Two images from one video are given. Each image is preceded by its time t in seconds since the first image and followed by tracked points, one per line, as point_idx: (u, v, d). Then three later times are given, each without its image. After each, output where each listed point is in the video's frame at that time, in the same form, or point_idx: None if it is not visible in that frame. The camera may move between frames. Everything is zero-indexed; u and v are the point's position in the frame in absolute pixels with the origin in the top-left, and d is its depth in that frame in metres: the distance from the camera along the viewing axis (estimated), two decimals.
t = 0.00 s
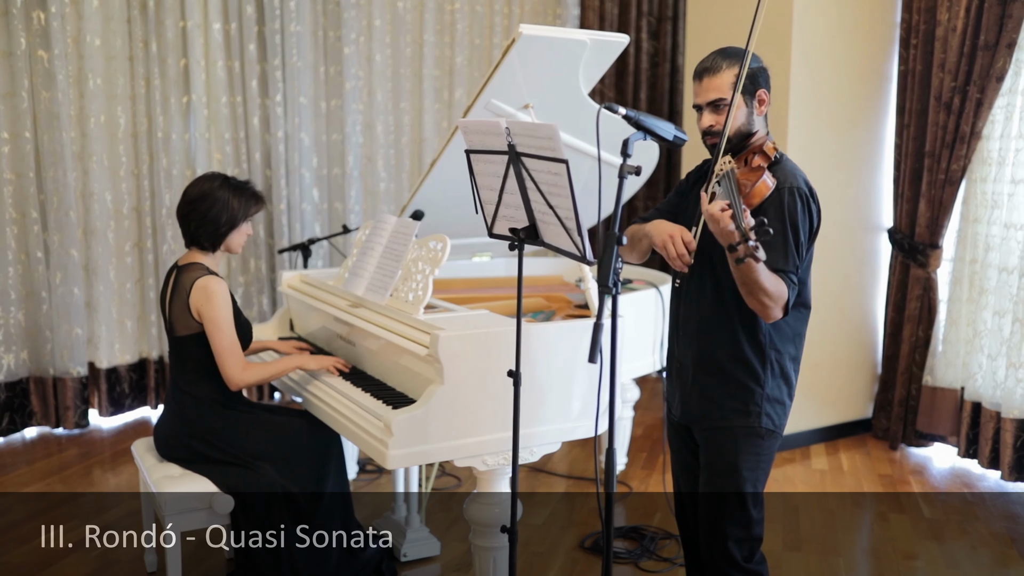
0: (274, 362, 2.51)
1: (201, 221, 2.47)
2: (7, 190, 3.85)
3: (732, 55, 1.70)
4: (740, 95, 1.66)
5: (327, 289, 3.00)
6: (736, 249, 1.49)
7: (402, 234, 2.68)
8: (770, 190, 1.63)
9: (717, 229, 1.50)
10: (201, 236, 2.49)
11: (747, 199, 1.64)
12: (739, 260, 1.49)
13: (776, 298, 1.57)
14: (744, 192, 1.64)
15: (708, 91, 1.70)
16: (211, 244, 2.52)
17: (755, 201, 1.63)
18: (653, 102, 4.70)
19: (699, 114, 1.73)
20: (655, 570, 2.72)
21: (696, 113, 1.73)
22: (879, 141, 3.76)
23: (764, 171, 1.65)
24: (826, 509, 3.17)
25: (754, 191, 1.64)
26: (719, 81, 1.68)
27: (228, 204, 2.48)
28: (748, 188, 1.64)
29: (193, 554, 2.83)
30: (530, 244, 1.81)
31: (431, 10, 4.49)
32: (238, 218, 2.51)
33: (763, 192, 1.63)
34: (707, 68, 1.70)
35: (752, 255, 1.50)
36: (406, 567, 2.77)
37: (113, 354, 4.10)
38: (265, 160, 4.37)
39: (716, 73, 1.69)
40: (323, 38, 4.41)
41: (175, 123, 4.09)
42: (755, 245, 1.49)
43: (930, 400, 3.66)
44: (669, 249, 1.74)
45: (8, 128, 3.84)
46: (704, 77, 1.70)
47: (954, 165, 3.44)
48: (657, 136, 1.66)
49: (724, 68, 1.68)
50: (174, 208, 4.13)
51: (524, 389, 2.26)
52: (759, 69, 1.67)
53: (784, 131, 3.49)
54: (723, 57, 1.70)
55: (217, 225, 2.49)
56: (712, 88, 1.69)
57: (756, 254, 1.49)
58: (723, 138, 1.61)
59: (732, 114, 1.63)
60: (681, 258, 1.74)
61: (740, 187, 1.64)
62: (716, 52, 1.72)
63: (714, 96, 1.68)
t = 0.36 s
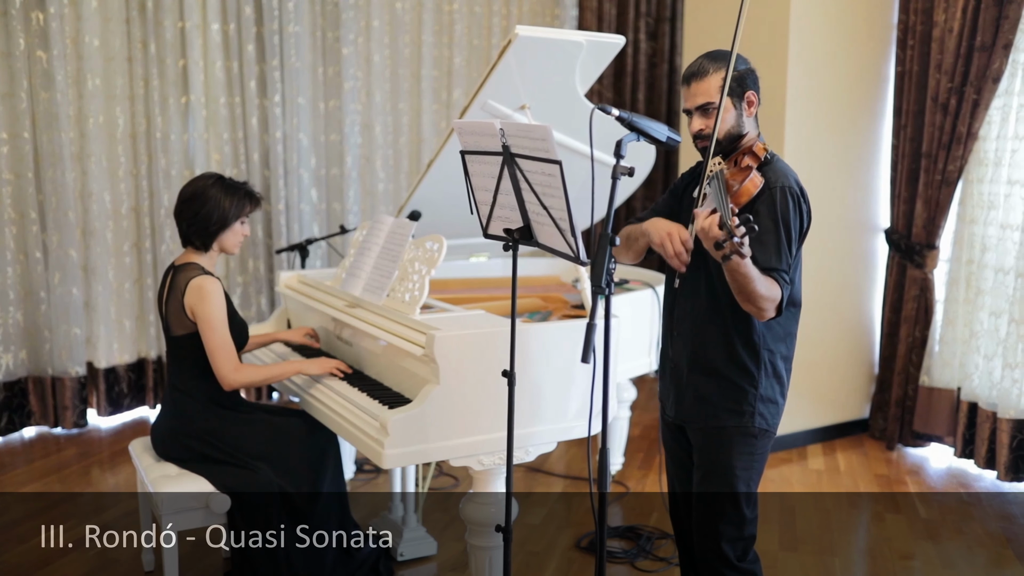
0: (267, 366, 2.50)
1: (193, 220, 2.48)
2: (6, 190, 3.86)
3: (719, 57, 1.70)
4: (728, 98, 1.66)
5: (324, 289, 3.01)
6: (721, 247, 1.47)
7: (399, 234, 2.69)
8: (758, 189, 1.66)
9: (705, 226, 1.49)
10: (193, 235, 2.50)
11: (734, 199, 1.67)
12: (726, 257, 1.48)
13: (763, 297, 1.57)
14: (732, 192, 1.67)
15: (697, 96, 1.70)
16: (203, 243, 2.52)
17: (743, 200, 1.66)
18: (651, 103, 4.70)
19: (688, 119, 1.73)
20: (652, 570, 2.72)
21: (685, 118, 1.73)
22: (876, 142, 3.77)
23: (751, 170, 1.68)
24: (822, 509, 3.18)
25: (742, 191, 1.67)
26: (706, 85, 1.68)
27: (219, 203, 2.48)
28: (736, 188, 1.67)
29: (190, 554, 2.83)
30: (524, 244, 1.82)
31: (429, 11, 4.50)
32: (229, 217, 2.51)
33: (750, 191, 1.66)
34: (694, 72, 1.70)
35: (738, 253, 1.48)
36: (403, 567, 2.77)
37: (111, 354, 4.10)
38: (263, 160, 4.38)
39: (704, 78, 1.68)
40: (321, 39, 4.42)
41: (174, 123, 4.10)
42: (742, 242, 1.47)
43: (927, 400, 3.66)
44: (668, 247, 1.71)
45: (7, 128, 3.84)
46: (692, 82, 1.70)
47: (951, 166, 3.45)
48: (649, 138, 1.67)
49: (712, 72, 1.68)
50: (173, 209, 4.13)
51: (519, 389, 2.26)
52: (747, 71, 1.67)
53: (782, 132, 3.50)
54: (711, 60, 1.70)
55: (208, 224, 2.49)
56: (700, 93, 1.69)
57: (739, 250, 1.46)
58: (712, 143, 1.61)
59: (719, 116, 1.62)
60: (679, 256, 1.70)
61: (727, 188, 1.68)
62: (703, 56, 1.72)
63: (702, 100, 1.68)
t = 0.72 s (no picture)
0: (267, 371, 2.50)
1: (192, 224, 2.47)
2: (3, 194, 3.86)
3: (721, 60, 1.69)
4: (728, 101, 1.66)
5: (321, 294, 3.01)
6: (715, 247, 1.48)
7: (397, 238, 2.69)
8: (755, 190, 1.65)
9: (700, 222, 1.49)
10: (193, 240, 2.50)
11: (731, 200, 1.66)
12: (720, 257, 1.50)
13: (757, 297, 1.56)
14: (728, 193, 1.66)
15: (696, 97, 1.69)
16: (203, 247, 2.51)
17: (740, 200, 1.65)
18: (649, 107, 4.70)
19: (688, 120, 1.72)
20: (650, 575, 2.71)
21: (685, 119, 1.72)
22: (874, 146, 3.77)
23: (749, 171, 1.67)
24: (820, 514, 3.17)
25: (738, 193, 1.65)
26: (707, 87, 1.67)
27: (216, 206, 2.48)
28: (733, 189, 1.66)
29: (187, 559, 2.82)
30: (522, 249, 1.81)
31: (427, 15, 4.49)
32: (228, 220, 2.50)
33: (747, 192, 1.65)
34: (696, 74, 1.70)
35: (732, 253, 1.49)
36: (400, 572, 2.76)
37: (108, 359, 4.09)
38: (261, 164, 4.37)
39: (704, 80, 1.68)
40: (319, 43, 4.42)
41: (171, 127, 4.10)
42: (736, 242, 1.48)
43: (925, 404, 3.66)
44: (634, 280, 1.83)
45: (4, 132, 3.84)
46: (692, 83, 1.70)
47: (948, 170, 3.45)
48: (648, 142, 1.66)
49: (712, 74, 1.68)
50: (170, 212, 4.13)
51: (515, 393, 2.26)
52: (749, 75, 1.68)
53: (780, 136, 3.50)
54: (712, 62, 1.70)
55: (208, 229, 2.48)
56: (700, 94, 1.68)
57: (734, 250, 1.48)
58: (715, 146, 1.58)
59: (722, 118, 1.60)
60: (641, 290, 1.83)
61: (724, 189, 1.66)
62: (705, 58, 1.71)
63: (702, 102, 1.68)
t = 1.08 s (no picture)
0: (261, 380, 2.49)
1: (181, 238, 2.45)
2: None
3: (709, 71, 1.67)
4: (719, 114, 1.66)
5: (316, 305, 2.98)
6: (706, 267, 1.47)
7: (391, 249, 2.67)
8: (748, 206, 1.63)
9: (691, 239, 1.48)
10: (183, 253, 2.48)
11: (725, 216, 1.63)
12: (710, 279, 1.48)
13: (748, 313, 1.55)
14: (722, 209, 1.64)
15: (686, 110, 1.68)
16: (194, 261, 2.49)
17: (733, 217, 1.63)
18: (645, 116, 4.69)
19: (680, 133, 1.71)
20: None
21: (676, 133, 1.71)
22: (870, 155, 3.77)
23: (742, 186, 1.64)
24: (818, 526, 3.15)
25: (732, 209, 1.63)
26: (697, 101, 1.66)
27: (206, 218, 2.45)
28: (726, 205, 1.64)
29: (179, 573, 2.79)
30: (519, 260, 1.79)
31: (422, 25, 4.48)
32: (219, 232, 2.47)
33: (740, 208, 1.63)
34: (685, 87, 1.68)
35: (723, 274, 1.48)
36: None
37: (101, 370, 4.06)
38: (255, 174, 4.35)
39: (693, 93, 1.66)
40: (314, 52, 4.40)
41: (165, 137, 4.08)
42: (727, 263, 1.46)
43: (923, 415, 3.64)
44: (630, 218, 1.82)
45: None
46: (682, 96, 1.68)
47: (945, 180, 3.44)
48: (647, 153, 1.64)
49: (701, 86, 1.66)
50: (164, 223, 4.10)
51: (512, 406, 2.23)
52: (739, 86, 1.67)
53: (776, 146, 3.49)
54: (701, 74, 1.68)
55: (198, 242, 2.46)
56: (691, 108, 1.67)
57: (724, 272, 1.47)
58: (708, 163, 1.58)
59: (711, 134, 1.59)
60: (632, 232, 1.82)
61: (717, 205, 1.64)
62: (694, 71, 1.69)
63: (693, 116, 1.66)
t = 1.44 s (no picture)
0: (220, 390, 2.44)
1: (143, 252, 2.39)
2: None
3: (698, 84, 1.68)
4: (706, 126, 1.66)
5: (283, 319, 2.92)
6: (699, 277, 1.45)
7: (360, 262, 2.62)
8: (735, 221, 1.63)
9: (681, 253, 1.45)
10: (145, 267, 2.41)
11: (712, 229, 1.64)
12: (701, 289, 1.46)
13: (728, 330, 1.53)
14: (708, 222, 1.64)
15: (673, 121, 1.68)
16: (155, 274, 2.42)
17: (719, 230, 1.63)
18: (616, 127, 4.68)
19: (664, 143, 1.71)
20: None
21: (661, 142, 1.72)
22: (840, 166, 3.79)
23: (729, 201, 1.65)
24: (791, 539, 3.14)
25: (718, 222, 1.63)
26: (684, 111, 1.66)
27: (168, 231, 2.39)
28: (713, 218, 1.64)
29: None
30: (489, 275, 1.75)
31: (391, 35, 4.44)
32: (181, 245, 2.41)
33: (727, 222, 1.63)
34: (673, 96, 1.69)
35: (714, 285, 1.46)
36: None
37: (62, 386, 3.96)
38: (222, 186, 4.28)
39: (682, 103, 1.67)
40: (282, 63, 4.34)
41: (129, 149, 4.00)
42: (719, 274, 1.46)
43: (893, 426, 3.65)
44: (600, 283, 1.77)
45: None
46: (669, 107, 1.69)
47: (914, 192, 3.47)
48: (620, 165, 1.62)
49: (690, 98, 1.66)
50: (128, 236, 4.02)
51: (482, 423, 2.19)
52: (726, 99, 1.68)
53: (747, 158, 3.50)
54: (689, 86, 1.69)
55: (160, 255, 2.39)
56: (677, 118, 1.67)
57: (719, 282, 1.45)
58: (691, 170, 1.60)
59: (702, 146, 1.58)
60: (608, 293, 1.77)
61: (704, 218, 1.64)
62: (683, 81, 1.70)
63: (680, 126, 1.67)
